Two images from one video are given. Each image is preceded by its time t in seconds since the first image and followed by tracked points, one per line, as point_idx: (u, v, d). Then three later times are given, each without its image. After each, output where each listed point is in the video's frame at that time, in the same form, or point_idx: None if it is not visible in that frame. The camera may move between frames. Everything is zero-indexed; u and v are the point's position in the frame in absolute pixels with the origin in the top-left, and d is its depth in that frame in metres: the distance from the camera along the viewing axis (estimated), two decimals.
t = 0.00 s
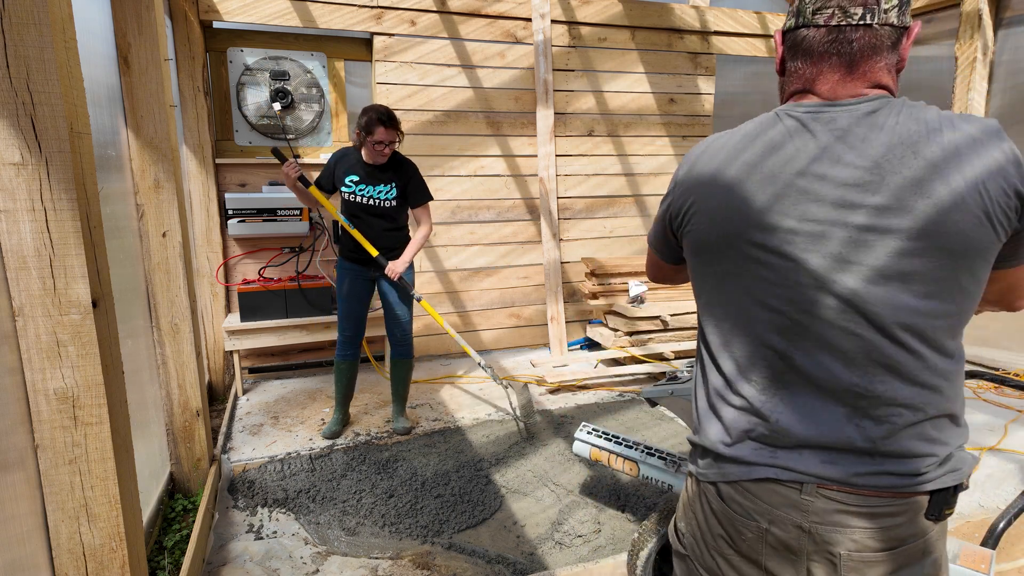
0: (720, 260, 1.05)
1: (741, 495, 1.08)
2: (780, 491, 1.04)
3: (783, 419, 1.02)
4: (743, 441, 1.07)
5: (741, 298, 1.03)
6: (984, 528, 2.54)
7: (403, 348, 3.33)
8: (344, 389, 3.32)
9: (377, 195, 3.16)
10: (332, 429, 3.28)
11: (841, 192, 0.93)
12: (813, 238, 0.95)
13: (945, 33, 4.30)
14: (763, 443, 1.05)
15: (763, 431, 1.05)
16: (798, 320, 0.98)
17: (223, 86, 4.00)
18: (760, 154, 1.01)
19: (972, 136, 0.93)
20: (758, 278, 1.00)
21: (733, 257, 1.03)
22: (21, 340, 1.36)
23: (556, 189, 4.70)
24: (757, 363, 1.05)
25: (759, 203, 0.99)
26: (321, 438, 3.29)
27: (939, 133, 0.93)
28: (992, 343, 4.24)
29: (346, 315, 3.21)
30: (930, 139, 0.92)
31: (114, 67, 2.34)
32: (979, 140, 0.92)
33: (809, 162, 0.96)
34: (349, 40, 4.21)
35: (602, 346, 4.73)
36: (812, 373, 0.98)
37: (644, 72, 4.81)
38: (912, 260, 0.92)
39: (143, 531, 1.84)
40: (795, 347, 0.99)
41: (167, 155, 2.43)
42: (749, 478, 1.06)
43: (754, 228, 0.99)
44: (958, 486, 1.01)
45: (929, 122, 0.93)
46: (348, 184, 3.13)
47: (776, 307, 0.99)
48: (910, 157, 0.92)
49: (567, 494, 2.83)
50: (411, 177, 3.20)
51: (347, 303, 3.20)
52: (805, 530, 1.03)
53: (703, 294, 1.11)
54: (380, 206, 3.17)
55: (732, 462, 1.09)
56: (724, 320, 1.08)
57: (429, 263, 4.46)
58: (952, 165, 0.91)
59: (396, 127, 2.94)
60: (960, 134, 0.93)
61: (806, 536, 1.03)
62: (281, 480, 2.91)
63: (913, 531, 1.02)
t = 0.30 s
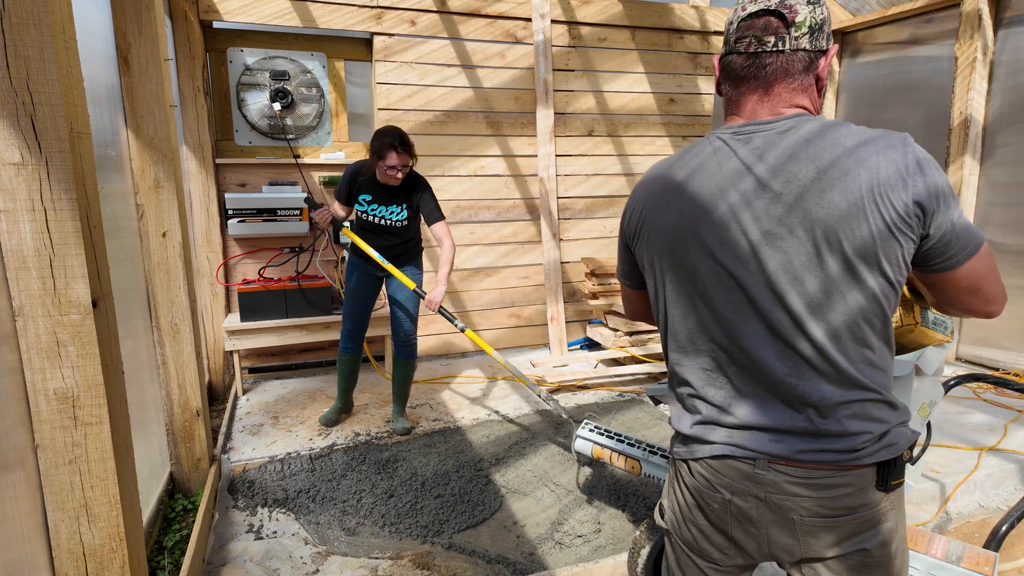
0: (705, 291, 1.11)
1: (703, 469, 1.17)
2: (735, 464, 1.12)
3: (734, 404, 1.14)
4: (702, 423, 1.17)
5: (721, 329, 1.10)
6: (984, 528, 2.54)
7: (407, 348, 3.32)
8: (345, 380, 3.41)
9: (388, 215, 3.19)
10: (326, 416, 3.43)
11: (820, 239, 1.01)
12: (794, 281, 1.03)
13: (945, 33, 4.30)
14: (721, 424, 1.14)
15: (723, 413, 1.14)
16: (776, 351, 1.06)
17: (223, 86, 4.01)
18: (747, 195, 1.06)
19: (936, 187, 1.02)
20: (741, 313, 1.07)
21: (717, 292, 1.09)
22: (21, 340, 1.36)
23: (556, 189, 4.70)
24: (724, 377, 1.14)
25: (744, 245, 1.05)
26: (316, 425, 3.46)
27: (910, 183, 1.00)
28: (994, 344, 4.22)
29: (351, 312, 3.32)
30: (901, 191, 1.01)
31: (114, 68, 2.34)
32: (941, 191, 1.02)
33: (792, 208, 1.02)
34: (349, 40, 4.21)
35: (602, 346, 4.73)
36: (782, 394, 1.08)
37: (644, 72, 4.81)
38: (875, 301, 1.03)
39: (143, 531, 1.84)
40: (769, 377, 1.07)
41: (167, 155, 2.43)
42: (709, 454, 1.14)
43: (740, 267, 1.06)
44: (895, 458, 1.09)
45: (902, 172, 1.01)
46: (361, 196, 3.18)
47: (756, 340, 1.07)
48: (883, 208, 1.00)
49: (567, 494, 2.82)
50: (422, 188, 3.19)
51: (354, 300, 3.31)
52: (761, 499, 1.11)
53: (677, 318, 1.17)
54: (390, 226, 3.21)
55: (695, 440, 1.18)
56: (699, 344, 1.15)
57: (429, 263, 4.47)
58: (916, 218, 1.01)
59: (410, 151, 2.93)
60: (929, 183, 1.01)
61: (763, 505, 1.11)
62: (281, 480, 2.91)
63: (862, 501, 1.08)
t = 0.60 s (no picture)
0: (708, 299, 1.10)
1: (704, 464, 1.17)
2: (735, 456, 1.12)
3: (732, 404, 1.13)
4: (703, 420, 1.16)
5: (723, 336, 1.10)
6: (984, 528, 2.54)
7: (409, 349, 3.33)
8: (349, 371, 3.52)
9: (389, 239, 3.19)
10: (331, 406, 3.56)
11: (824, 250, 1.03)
12: (799, 291, 1.04)
13: (946, 33, 4.30)
14: (722, 419, 1.14)
15: (722, 410, 1.14)
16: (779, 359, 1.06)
17: (223, 86, 4.01)
18: (752, 204, 1.05)
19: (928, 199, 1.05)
20: (747, 322, 1.07)
21: (722, 300, 1.08)
22: (21, 340, 1.36)
23: (556, 189, 4.70)
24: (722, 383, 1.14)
25: (751, 255, 1.05)
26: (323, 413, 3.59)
27: (908, 194, 1.03)
28: (994, 344, 4.22)
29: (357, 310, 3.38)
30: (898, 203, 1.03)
31: (114, 67, 2.34)
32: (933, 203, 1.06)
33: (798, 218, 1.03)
34: (349, 40, 4.21)
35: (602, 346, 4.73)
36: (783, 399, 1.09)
37: (644, 72, 4.81)
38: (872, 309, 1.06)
39: (143, 531, 1.84)
40: (771, 383, 1.08)
41: (167, 156, 2.43)
42: (710, 448, 1.14)
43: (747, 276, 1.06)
44: (891, 443, 1.10)
45: (900, 184, 1.03)
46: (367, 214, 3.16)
47: (761, 348, 1.07)
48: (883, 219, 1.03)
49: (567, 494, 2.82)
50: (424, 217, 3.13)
51: (358, 300, 3.36)
52: (765, 489, 1.11)
53: (677, 322, 1.17)
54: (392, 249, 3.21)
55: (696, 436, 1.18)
56: (699, 351, 1.14)
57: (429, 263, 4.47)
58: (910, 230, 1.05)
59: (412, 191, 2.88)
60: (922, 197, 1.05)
61: (766, 495, 1.11)
62: (281, 480, 2.91)
63: (862, 486, 1.09)
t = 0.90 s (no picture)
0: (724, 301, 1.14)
1: (736, 462, 1.18)
2: (770, 456, 1.13)
3: (770, 406, 1.12)
4: (740, 416, 1.17)
5: (744, 336, 1.13)
6: (984, 528, 2.54)
7: (409, 349, 3.34)
8: (354, 372, 3.57)
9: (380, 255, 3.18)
10: (337, 407, 3.59)
11: (834, 245, 1.04)
12: (812, 286, 1.06)
13: (946, 33, 4.30)
14: (758, 417, 1.14)
15: (760, 409, 1.14)
16: (801, 354, 1.08)
17: (223, 86, 4.00)
18: (758, 207, 1.11)
19: (954, 184, 1.03)
20: (762, 320, 1.10)
21: (736, 301, 1.13)
22: (21, 340, 1.36)
23: (556, 189, 4.70)
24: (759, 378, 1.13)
25: (758, 255, 1.09)
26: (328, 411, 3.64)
27: (966, 200, 1.03)
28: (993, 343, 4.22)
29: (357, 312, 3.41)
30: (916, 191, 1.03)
31: (114, 67, 2.34)
32: (960, 188, 1.03)
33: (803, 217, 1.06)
34: (349, 40, 4.21)
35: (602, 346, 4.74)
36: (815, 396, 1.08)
37: (644, 72, 4.81)
38: (903, 298, 1.03)
39: (144, 530, 1.84)
40: (807, 376, 1.08)
41: (167, 156, 2.43)
42: (745, 447, 1.15)
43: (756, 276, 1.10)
44: (927, 451, 1.11)
45: (915, 174, 1.04)
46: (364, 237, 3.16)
47: (779, 345, 1.09)
48: (898, 208, 1.02)
49: (567, 494, 2.82)
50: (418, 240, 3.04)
51: (357, 301, 3.38)
52: (795, 490, 1.13)
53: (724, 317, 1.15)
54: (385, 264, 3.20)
55: (730, 434, 1.19)
56: (727, 351, 1.17)
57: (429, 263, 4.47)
58: (937, 215, 1.02)
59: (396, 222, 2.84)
60: (946, 183, 1.03)
61: (795, 495, 1.13)
62: (281, 480, 2.91)
63: (892, 492, 1.11)
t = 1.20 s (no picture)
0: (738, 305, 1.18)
1: (777, 469, 1.16)
2: (816, 464, 1.12)
3: (801, 408, 1.12)
4: (781, 421, 1.16)
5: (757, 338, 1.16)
6: (985, 528, 2.54)
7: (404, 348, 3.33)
8: (353, 372, 3.58)
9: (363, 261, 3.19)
10: (337, 407, 3.59)
11: (832, 247, 1.06)
12: (815, 289, 1.08)
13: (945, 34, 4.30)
14: (801, 422, 1.13)
15: (796, 412, 1.13)
16: (813, 355, 1.09)
17: (222, 86, 4.00)
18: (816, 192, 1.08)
19: (957, 177, 1.03)
20: (770, 323, 1.13)
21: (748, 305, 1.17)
22: (21, 340, 1.36)
23: (556, 189, 4.70)
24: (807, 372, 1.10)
25: (760, 262, 1.13)
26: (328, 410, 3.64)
27: None
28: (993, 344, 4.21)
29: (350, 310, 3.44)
30: (914, 188, 1.03)
31: (114, 67, 2.34)
32: (964, 179, 1.02)
33: (800, 221, 1.09)
34: (349, 40, 4.21)
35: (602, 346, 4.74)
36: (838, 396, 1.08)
37: (644, 72, 4.81)
38: (916, 295, 1.01)
39: (144, 530, 1.84)
40: (859, 371, 1.06)
41: (167, 156, 2.43)
42: (790, 454, 1.14)
43: (760, 280, 1.14)
44: (971, 455, 1.13)
45: (913, 170, 1.04)
46: (340, 247, 3.19)
47: (790, 346, 1.11)
48: (895, 207, 1.03)
49: (567, 494, 2.82)
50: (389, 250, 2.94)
51: (351, 301, 3.41)
52: (839, 498, 1.12)
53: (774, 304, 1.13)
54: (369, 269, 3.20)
55: (769, 441, 1.17)
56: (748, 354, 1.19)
57: (429, 263, 4.47)
58: (940, 209, 1.01)
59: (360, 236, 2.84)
60: (948, 177, 1.03)
61: (839, 504, 1.13)
62: (281, 480, 2.91)
63: (933, 497, 1.12)
